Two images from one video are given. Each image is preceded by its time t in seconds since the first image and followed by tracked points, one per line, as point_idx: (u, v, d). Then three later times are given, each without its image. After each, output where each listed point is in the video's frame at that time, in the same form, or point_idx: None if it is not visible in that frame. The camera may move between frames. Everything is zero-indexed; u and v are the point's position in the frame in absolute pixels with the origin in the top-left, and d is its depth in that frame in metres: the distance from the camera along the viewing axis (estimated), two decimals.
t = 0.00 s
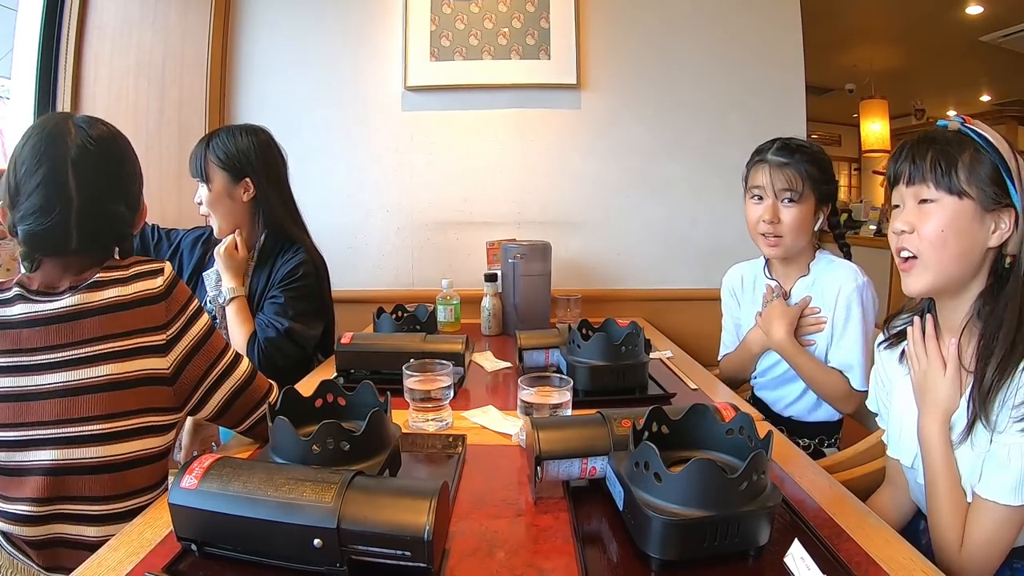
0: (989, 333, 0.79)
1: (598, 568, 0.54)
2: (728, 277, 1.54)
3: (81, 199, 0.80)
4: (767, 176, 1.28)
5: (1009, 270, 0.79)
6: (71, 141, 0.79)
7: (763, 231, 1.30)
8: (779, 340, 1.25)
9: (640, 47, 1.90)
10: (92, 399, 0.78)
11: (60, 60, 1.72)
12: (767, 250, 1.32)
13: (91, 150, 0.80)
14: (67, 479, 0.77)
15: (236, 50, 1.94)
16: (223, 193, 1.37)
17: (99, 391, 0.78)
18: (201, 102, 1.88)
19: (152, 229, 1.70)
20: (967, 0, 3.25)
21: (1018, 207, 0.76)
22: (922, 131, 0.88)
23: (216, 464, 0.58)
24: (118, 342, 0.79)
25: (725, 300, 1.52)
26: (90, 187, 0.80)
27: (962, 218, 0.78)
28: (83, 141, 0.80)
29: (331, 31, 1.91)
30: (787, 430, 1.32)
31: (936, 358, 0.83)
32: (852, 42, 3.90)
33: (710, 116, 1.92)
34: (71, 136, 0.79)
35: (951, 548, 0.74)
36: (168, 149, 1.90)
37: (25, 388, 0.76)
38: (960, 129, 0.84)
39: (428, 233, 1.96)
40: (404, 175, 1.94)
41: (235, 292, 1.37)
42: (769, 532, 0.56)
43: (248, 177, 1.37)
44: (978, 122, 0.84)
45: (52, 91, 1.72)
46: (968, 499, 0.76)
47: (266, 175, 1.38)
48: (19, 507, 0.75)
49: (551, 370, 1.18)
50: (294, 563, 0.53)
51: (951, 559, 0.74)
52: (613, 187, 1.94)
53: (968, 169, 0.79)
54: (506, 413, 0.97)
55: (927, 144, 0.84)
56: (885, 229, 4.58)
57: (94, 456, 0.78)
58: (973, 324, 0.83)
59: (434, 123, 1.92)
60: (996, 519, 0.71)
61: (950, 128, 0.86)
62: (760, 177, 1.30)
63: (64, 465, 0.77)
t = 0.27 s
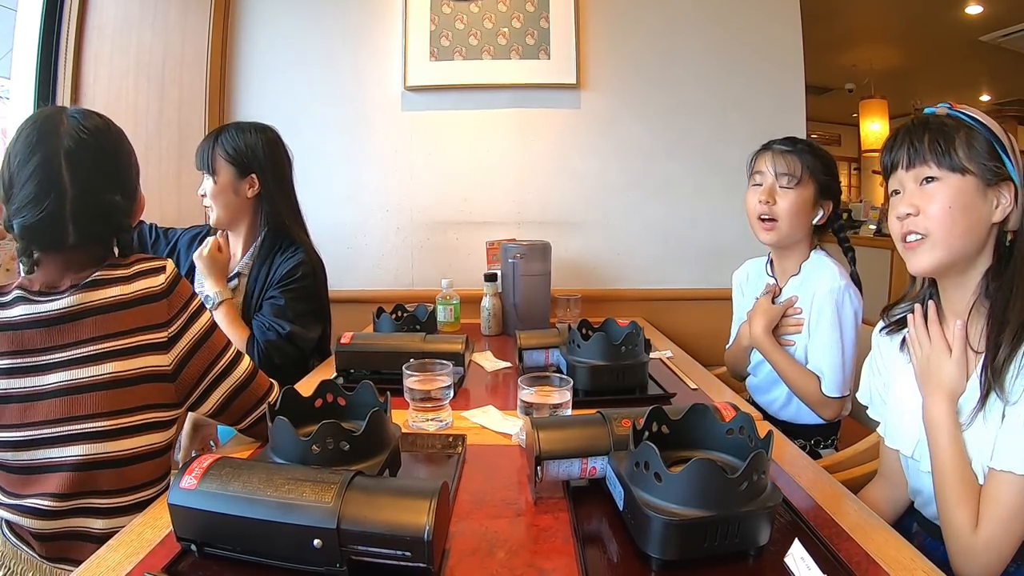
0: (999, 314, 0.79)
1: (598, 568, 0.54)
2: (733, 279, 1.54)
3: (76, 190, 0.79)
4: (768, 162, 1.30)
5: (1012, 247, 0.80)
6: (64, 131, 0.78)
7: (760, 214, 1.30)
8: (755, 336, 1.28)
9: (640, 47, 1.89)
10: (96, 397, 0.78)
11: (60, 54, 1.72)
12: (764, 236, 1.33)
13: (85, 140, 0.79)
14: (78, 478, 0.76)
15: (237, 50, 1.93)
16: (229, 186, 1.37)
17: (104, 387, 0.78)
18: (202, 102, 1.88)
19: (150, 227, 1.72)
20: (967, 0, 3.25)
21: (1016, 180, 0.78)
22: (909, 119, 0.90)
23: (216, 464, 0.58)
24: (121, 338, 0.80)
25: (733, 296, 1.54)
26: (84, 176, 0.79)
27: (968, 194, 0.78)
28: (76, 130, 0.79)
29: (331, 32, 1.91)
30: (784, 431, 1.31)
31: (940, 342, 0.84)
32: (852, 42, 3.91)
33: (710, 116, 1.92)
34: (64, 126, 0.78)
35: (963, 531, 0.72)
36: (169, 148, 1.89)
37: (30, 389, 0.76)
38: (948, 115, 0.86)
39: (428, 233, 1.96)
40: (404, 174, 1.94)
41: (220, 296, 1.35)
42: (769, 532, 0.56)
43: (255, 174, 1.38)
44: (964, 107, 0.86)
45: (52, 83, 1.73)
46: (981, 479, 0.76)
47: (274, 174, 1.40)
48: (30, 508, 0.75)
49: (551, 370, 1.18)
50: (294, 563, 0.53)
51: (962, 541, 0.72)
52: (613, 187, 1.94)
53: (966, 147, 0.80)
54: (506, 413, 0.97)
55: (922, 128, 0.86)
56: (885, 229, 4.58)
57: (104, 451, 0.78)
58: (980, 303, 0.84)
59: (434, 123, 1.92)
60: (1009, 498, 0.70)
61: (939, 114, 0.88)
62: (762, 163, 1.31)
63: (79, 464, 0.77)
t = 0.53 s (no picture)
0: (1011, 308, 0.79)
1: (598, 568, 0.54)
2: (732, 267, 1.55)
3: (72, 175, 0.79)
4: (774, 158, 1.33)
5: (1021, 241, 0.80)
6: (70, 118, 0.79)
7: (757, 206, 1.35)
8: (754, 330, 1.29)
9: (640, 47, 1.89)
10: (95, 405, 0.78)
11: (60, 53, 1.69)
12: (759, 225, 1.36)
13: (88, 129, 0.80)
14: (76, 482, 0.78)
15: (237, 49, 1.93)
16: (230, 182, 1.37)
17: (101, 396, 0.78)
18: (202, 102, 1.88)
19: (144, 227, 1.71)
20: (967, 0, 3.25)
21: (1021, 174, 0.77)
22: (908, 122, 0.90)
23: (216, 464, 0.58)
24: (117, 346, 0.79)
25: (729, 295, 1.53)
26: (83, 163, 0.79)
27: (974, 193, 0.79)
28: (83, 118, 0.80)
29: (332, 31, 1.91)
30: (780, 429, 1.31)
31: (954, 341, 0.84)
32: (853, 42, 3.90)
33: (710, 116, 1.92)
34: (70, 114, 0.80)
35: (988, 526, 0.71)
36: (169, 148, 1.89)
37: (28, 400, 0.77)
38: (947, 114, 0.86)
39: (428, 232, 1.96)
40: (404, 174, 1.94)
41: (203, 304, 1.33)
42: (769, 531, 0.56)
43: (257, 173, 1.39)
44: (963, 105, 0.86)
45: (52, 81, 1.70)
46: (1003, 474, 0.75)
47: (276, 175, 1.41)
48: (35, 513, 0.76)
49: (551, 370, 1.18)
50: (294, 563, 0.53)
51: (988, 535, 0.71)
52: (613, 187, 1.94)
53: (966, 145, 0.80)
54: (506, 413, 0.97)
55: (922, 129, 0.86)
56: (885, 228, 4.58)
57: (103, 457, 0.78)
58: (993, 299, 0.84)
59: (434, 123, 1.92)
60: None
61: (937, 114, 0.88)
62: (769, 159, 1.35)
63: (78, 468, 0.78)
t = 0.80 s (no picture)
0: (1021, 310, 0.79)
1: (598, 568, 0.54)
2: (736, 274, 1.54)
3: (81, 205, 0.78)
4: (768, 172, 1.32)
5: None
6: (64, 142, 0.77)
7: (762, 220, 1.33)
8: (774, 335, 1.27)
9: (640, 47, 1.89)
10: (102, 396, 0.78)
11: (60, 52, 1.74)
12: (767, 242, 1.35)
13: (88, 150, 0.79)
14: (89, 472, 0.76)
15: (236, 49, 1.93)
16: (223, 182, 1.37)
17: (111, 386, 0.79)
18: (201, 101, 1.88)
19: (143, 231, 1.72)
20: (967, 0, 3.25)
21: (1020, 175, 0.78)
22: (903, 137, 0.91)
23: (215, 464, 0.58)
24: (126, 339, 0.81)
25: (735, 296, 1.52)
26: (88, 190, 0.79)
27: (977, 199, 0.79)
28: (78, 142, 0.78)
29: (331, 31, 1.91)
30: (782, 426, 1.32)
31: (965, 345, 0.84)
32: (853, 42, 3.91)
33: (710, 116, 1.92)
34: (64, 138, 0.77)
35: (989, 528, 0.72)
36: (168, 148, 1.89)
37: (34, 389, 0.75)
38: (941, 124, 0.87)
39: (428, 232, 1.96)
40: (404, 174, 1.94)
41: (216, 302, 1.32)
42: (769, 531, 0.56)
43: (250, 174, 1.38)
44: (951, 115, 0.88)
45: (52, 84, 1.75)
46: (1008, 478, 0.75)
47: (269, 176, 1.40)
48: (30, 508, 0.74)
49: (551, 370, 1.18)
50: (294, 563, 0.53)
51: (988, 538, 0.71)
52: (612, 187, 1.94)
53: (963, 153, 0.81)
54: (506, 413, 0.97)
55: (917, 143, 0.87)
56: (885, 228, 4.58)
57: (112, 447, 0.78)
58: (1000, 303, 0.83)
59: (434, 123, 1.92)
60: None
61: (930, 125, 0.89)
62: (762, 172, 1.34)
63: (87, 458, 0.76)
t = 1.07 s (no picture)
0: None
1: (598, 568, 0.54)
2: (743, 277, 1.53)
3: (88, 219, 0.83)
4: (772, 171, 1.33)
5: None
6: (56, 166, 0.80)
7: (766, 221, 1.34)
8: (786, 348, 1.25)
9: (641, 47, 1.89)
10: (110, 382, 0.84)
11: (60, 52, 1.78)
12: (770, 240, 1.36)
13: (81, 167, 0.82)
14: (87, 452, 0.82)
15: (235, 49, 1.93)
16: (213, 188, 1.36)
17: (119, 372, 0.84)
18: (201, 101, 1.88)
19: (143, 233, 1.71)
20: None
21: None
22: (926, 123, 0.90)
23: (215, 464, 0.58)
24: (131, 329, 0.86)
25: (740, 301, 1.51)
26: (91, 204, 0.83)
27: (987, 198, 0.78)
28: (70, 161, 0.82)
29: (331, 31, 1.91)
30: (788, 429, 1.33)
31: (968, 342, 0.83)
32: (853, 42, 3.91)
33: (710, 115, 1.92)
34: (54, 160, 0.80)
35: (988, 530, 0.72)
36: (168, 148, 1.89)
37: (52, 374, 0.83)
38: (964, 114, 0.85)
39: (428, 232, 1.96)
40: (403, 174, 1.94)
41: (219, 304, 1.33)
42: (769, 531, 0.56)
43: (240, 175, 1.38)
44: (978, 105, 0.86)
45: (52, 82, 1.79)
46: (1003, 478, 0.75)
47: (261, 178, 1.39)
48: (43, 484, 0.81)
49: (551, 370, 1.18)
50: (294, 563, 0.53)
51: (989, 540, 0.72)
52: (612, 187, 1.94)
53: (981, 149, 0.80)
54: (506, 413, 0.97)
55: (936, 134, 0.85)
56: (885, 228, 4.57)
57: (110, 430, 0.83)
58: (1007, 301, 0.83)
59: (433, 123, 1.92)
60: None
61: (955, 113, 0.87)
62: (767, 173, 1.34)
63: (88, 439, 0.82)
